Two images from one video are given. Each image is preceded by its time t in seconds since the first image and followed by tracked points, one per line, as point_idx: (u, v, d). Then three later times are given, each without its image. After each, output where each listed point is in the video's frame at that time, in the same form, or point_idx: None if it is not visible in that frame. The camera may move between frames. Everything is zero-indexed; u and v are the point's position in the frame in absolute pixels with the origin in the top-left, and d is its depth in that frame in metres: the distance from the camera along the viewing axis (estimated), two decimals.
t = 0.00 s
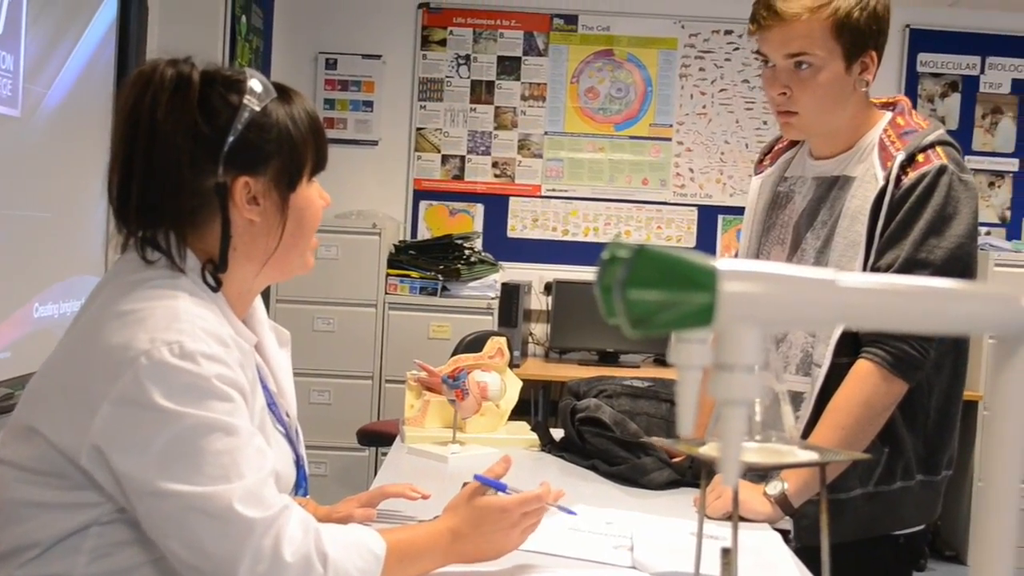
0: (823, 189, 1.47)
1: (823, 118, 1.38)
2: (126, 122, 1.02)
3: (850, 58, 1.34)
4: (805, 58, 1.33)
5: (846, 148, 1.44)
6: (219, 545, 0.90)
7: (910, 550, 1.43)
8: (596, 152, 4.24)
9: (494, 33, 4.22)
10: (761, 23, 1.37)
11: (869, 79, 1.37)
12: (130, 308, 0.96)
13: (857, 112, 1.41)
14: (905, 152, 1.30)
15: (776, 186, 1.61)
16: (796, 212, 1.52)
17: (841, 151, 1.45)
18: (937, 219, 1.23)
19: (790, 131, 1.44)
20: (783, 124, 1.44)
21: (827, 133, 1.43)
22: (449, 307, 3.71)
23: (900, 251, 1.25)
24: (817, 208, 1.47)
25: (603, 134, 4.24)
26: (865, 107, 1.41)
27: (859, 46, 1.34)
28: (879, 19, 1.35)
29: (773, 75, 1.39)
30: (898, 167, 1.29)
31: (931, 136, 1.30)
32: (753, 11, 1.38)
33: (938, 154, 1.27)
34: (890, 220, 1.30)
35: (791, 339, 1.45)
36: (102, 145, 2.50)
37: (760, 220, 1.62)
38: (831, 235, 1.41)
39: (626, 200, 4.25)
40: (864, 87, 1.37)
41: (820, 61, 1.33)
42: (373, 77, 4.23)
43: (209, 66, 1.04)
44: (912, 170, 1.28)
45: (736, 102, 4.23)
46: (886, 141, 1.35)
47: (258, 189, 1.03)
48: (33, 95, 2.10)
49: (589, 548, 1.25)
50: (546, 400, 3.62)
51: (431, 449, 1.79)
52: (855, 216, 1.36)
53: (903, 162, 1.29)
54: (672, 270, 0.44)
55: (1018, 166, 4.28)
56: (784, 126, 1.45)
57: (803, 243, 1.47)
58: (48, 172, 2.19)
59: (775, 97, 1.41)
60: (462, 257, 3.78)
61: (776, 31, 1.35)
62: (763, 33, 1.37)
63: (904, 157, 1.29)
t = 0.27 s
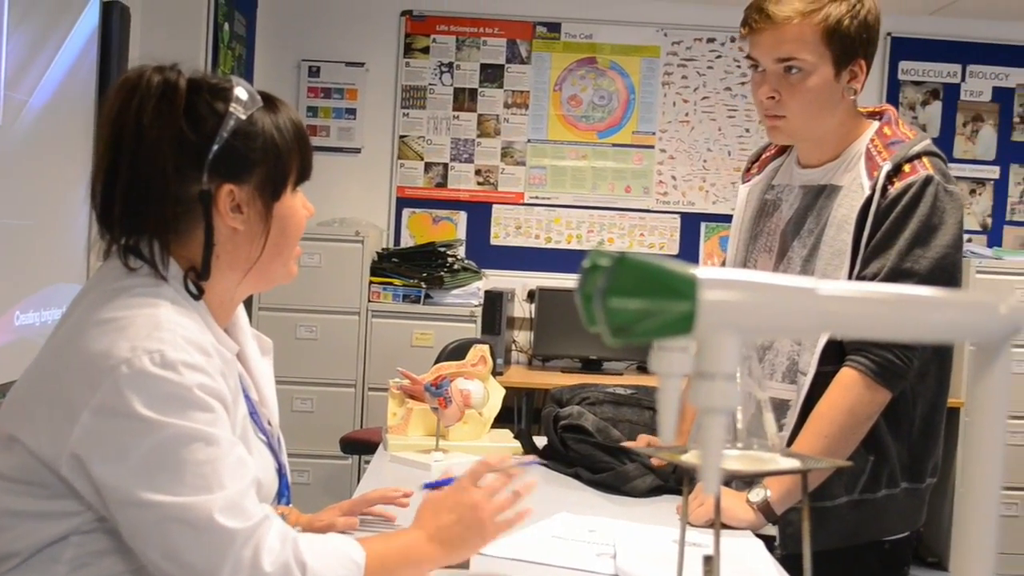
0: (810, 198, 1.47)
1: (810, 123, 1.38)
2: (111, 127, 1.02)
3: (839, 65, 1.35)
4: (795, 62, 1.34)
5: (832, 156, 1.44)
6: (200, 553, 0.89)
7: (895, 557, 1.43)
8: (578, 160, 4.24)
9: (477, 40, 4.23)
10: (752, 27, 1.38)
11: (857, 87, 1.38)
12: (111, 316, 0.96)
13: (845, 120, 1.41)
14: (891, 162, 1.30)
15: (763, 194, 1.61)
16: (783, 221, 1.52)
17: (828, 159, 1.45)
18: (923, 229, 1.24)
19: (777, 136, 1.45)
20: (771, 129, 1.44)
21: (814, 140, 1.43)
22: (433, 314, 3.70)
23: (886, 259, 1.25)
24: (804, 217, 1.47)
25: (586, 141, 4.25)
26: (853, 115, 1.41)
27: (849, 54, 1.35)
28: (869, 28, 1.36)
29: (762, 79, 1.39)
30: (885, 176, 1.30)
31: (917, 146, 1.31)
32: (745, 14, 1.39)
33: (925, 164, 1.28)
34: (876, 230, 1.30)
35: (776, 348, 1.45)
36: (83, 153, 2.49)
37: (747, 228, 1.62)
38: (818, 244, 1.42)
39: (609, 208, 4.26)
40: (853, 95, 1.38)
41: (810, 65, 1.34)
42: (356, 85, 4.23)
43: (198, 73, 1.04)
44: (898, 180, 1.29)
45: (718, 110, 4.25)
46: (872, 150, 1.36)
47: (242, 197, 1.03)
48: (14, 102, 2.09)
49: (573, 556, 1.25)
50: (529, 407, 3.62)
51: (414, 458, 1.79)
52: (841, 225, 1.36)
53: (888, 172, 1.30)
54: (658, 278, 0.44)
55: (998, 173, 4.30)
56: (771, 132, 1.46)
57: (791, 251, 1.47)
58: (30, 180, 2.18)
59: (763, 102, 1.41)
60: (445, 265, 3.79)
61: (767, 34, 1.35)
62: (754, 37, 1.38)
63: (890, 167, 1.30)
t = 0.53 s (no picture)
0: (795, 209, 1.46)
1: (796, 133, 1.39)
2: (94, 131, 1.02)
3: (827, 75, 1.36)
4: (785, 70, 1.35)
5: (819, 167, 1.44)
6: (173, 565, 0.89)
7: (875, 565, 1.44)
8: (559, 169, 4.25)
9: (457, 50, 4.23)
10: (742, 34, 1.39)
11: (845, 97, 1.38)
12: (85, 327, 0.96)
13: (832, 131, 1.41)
14: (875, 173, 1.31)
15: (751, 204, 1.61)
16: (769, 231, 1.52)
17: (814, 170, 1.45)
18: (906, 240, 1.25)
19: (764, 145, 1.45)
20: (759, 137, 1.44)
21: (799, 150, 1.44)
22: (413, 324, 3.72)
23: (868, 270, 1.25)
24: (789, 228, 1.47)
25: (566, 150, 4.26)
26: (840, 126, 1.42)
27: (837, 64, 1.36)
28: (859, 40, 1.37)
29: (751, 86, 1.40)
30: (869, 188, 1.30)
31: (902, 159, 1.32)
32: (736, 22, 1.40)
33: (908, 177, 1.29)
34: (858, 240, 1.31)
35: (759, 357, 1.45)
36: (63, 161, 2.48)
37: (734, 237, 1.62)
38: (802, 255, 1.41)
39: (589, 217, 4.26)
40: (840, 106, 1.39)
41: (799, 74, 1.35)
42: (336, 94, 4.23)
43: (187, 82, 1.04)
44: (882, 191, 1.29)
45: (697, 119, 4.26)
46: (858, 162, 1.36)
47: (215, 208, 1.02)
48: None
49: (552, 565, 1.25)
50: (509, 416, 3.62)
51: (394, 467, 1.79)
52: (825, 236, 1.36)
53: (872, 184, 1.31)
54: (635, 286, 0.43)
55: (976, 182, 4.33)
56: (758, 141, 1.46)
57: (775, 262, 1.47)
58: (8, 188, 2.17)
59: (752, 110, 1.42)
60: (424, 274, 3.81)
61: (758, 41, 1.36)
62: (745, 44, 1.38)
63: (874, 179, 1.31)
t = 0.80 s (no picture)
0: (780, 218, 1.47)
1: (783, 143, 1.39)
2: (80, 139, 1.01)
3: (815, 84, 1.37)
4: (774, 78, 1.36)
5: (804, 178, 1.45)
6: None
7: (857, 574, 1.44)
8: (541, 178, 4.25)
9: (439, 59, 4.24)
10: (731, 43, 1.40)
11: (833, 108, 1.39)
12: (64, 338, 0.95)
13: (819, 142, 1.42)
14: (858, 185, 1.32)
15: (736, 214, 1.61)
16: (754, 240, 1.52)
17: (798, 180, 1.46)
18: (889, 251, 1.25)
19: (750, 154, 1.45)
20: (745, 147, 1.45)
21: (786, 161, 1.44)
22: (395, 333, 3.71)
23: (850, 280, 1.26)
24: (773, 237, 1.47)
25: (548, 159, 4.27)
26: (826, 138, 1.43)
27: (825, 74, 1.37)
28: (846, 51, 1.39)
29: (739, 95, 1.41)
30: (852, 199, 1.31)
31: (884, 169, 1.33)
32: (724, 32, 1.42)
33: (891, 188, 1.30)
34: (841, 249, 1.31)
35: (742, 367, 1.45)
36: (43, 170, 2.47)
37: (720, 247, 1.61)
38: (786, 264, 1.42)
39: (570, 226, 4.27)
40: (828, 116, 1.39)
41: (786, 82, 1.36)
42: (318, 103, 4.23)
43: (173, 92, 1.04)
44: (865, 203, 1.30)
45: (679, 128, 4.28)
46: (842, 173, 1.37)
47: (205, 220, 1.02)
48: None
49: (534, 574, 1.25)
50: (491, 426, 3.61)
51: (375, 476, 1.79)
52: (808, 246, 1.36)
53: (856, 195, 1.31)
54: (614, 297, 0.42)
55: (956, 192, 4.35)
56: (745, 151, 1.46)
57: (759, 270, 1.47)
58: None
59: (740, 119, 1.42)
60: (407, 282, 3.80)
61: (747, 49, 1.37)
62: (734, 53, 1.40)
63: (857, 190, 1.31)
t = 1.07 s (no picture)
0: (761, 223, 1.47)
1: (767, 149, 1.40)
2: (66, 139, 1.01)
3: (798, 89, 1.37)
4: (758, 84, 1.36)
5: (786, 182, 1.46)
6: None
7: None
8: (523, 183, 4.26)
9: (420, 63, 4.24)
10: (715, 47, 1.40)
11: (816, 112, 1.40)
12: (44, 343, 0.95)
13: (803, 146, 1.43)
14: (840, 190, 1.32)
15: (718, 218, 1.61)
16: (735, 245, 1.52)
17: (781, 184, 1.46)
18: (870, 255, 1.26)
19: (734, 156, 1.45)
20: (729, 150, 1.45)
21: (768, 165, 1.44)
22: (377, 338, 3.71)
23: (831, 285, 1.26)
24: (755, 242, 1.47)
25: (530, 164, 4.27)
26: (809, 141, 1.43)
27: (808, 79, 1.38)
28: (829, 56, 1.40)
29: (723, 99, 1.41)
30: (833, 205, 1.32)
31: (866, 175, 1.33)
32: (709, 35, 1.41)
33: (873, 194, 1.30)
34: (823, 255, 1.32)
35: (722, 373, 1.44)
36: (23, 174, 2.46)
37: (702, 252, 1.61)
38: (767, 270, 1.41)
39: (552, 230, 4.27)
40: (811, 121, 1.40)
41: (771, 88, 1.36)
42: (299, 107, 4.22)
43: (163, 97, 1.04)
44: (847, 208, 1.31)
45: (660, 133, 4.29)
46: (825, 177, 1.37)
47: (187, 226, 1.02)
48: None
49: None
50: (473, 430, 3.61)
51: (355, 482, 1.78)
52: (790, 250, 1.37)
53: (837, 201, 1.32)
54: (593, 302, 0.42)
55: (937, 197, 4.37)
56: (728, 154, 1.47)
57: (741, 275, 1.47)
58: None
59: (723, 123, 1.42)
60: (388, 287, 3.82)
61: (732, 54, 1.37)
62: (717, 58, 1.39)
63: (839, 196, 1.32)
